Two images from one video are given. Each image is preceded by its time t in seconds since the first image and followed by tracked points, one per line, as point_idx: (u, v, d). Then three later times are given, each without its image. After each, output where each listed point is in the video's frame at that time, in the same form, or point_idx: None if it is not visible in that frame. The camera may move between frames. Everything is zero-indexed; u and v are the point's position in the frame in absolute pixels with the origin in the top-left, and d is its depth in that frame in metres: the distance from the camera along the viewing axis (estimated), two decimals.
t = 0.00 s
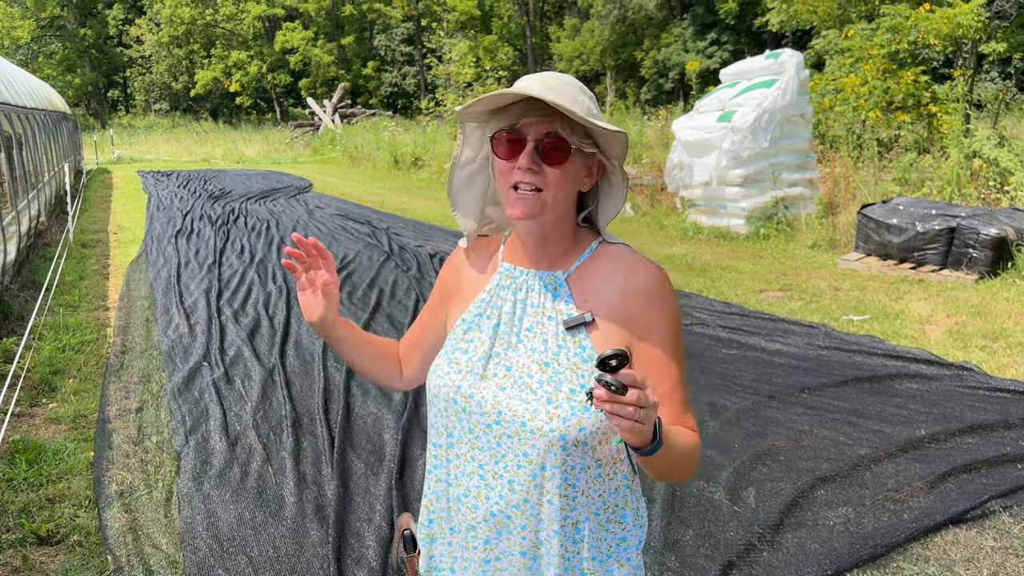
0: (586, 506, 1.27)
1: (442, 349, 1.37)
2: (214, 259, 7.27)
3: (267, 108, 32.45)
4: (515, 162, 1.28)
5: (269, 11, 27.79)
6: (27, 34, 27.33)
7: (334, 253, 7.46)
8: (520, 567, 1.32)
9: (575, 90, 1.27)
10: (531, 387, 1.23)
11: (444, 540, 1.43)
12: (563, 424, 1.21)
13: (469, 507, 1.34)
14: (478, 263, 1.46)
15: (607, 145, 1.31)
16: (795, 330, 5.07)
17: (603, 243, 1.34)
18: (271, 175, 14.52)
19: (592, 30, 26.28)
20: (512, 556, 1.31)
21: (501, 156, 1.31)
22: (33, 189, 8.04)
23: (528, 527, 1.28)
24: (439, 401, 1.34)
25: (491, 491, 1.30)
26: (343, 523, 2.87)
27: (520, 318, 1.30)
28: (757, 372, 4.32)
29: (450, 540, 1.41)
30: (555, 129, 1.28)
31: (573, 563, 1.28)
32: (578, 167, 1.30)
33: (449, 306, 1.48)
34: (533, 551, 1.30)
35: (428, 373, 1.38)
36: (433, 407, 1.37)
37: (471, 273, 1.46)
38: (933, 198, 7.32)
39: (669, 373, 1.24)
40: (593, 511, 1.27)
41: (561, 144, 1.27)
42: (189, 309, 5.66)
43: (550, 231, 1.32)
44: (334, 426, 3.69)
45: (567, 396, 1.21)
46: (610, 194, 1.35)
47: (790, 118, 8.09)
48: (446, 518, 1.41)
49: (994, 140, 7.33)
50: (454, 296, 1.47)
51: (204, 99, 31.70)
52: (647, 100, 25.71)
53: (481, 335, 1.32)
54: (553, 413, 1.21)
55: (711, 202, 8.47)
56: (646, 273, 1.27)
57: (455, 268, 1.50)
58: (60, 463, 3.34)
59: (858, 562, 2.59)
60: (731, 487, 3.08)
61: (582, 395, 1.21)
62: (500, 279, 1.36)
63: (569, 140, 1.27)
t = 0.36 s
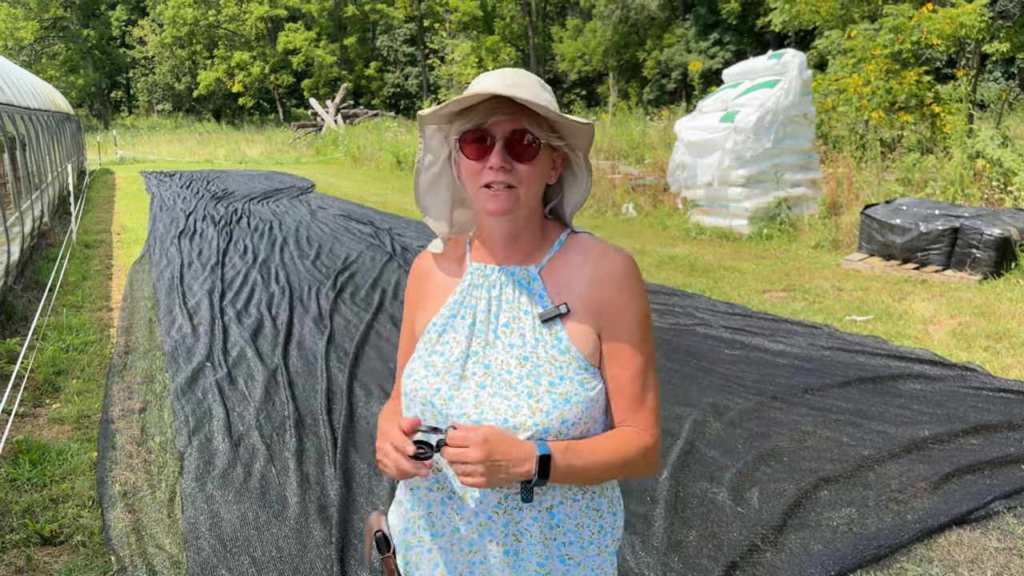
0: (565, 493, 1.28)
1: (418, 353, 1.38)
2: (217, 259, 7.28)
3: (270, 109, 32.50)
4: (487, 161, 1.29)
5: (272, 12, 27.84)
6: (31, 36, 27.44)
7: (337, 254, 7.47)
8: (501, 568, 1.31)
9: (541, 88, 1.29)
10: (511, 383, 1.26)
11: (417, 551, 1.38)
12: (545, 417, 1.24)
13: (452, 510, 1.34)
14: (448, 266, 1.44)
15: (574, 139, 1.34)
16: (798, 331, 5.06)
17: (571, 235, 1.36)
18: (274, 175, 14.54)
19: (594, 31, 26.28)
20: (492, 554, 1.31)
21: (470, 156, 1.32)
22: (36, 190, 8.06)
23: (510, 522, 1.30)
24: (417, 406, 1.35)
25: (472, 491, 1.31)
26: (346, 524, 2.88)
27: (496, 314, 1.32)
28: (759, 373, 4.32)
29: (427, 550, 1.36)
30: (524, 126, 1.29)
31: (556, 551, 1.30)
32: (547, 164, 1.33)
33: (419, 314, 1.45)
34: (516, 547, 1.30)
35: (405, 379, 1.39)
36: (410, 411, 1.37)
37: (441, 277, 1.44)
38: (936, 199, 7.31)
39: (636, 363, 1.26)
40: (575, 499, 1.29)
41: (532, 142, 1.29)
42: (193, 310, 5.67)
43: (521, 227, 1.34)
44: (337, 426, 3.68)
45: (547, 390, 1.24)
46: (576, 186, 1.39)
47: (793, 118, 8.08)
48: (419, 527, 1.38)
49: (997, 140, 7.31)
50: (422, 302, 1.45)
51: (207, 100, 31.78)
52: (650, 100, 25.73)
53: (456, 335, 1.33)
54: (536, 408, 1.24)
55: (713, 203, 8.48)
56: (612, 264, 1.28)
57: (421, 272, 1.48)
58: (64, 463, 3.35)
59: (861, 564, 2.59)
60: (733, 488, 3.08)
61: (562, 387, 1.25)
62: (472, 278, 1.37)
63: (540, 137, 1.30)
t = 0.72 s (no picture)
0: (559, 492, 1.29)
1: (401, 365, 1.37)
2: (222, 259, 7.29)
3: (275, 109, 32.56)
4: (461, 168, 1.30)
5: (277, 12, 27.89)
6: (36, 36, 27.58)
7: (342, 254, 7.48)
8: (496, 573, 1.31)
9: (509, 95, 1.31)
10: (506, 391, 1.26)
11: (400, 567, 1.37)
12: (541, 422, 1.24)
13: (445, 520, 1.33)
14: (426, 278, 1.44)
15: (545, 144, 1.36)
16: (804, 330, 5.05)
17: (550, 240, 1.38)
18: (279, 175, 14.57)
19: (598, 30, 26.26)
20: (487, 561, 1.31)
21: (442, 165, 1.32)
22: (42, 190, 8.08)
23: (507, 525, 1.30)
24: (407, 419, 1.33)
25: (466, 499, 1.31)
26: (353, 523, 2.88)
27: (482, 324, 1.32)
28: (765, 372, 4.31)
29: (414, 564, 1.35)
30: (496, 133, 1.31)
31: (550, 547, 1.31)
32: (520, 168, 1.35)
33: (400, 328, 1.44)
34: (513, 550, 1.30)
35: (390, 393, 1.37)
36: (398, 423, 1.36)
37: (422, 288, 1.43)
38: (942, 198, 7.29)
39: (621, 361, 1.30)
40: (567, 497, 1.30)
41: (504, 148, 1.30)
42: (198, 309, 5.68)
43: (499, 233, 1.35)
44: (343, 425, 3.69)
45: (543, 395, 1.25)
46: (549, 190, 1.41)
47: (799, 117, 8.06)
48: (408, 541, 1.36)
49: (1003, 139, 7.24)
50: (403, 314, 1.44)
51: (212, 99, 31.86)
52: (654, 99, 25.72)
53: (442, 346, 1.32)
54: (532, 413, 1.24)
55: (719, 202, 8.46)
56: (595, 267, 1.31)
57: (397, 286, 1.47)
58: (71, 462, 3.36)
59: (869, 563, 2.58)
60: (740, 487, 3.08)
61: (556, 390, 1.25)
62: (455, 288, 1.37)
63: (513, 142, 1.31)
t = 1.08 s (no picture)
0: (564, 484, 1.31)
1: (400, 365, 1.34)
2: (229, 258, 7.32)
3: (282, 108, 32.63)
4: (457, 186, 1.28)
5: (283, 11, 27.95)
6: (44, 35, 27.73)
7: (348, 253, 7.49)
8: (507, 565, 1.30)
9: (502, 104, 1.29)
10: (508, 387, 1.26)
11: (414, 562, 1.34)
12: (544, 416, 1.25)
13: (453, 514, 1.32)
14: (422, 272, 1.39)
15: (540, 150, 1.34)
16: (811, 330, 5.03)
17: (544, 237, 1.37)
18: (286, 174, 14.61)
19: (605, 29, 26.23)
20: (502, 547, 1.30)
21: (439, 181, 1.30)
22: (51, 189, 8.12)
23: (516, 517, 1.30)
24: (408, 418, 1.32)
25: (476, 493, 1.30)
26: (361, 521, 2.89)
27: (481, 322, 1.31)
28: (772, 372, 4.29)
29: (426, 558, 1.33)
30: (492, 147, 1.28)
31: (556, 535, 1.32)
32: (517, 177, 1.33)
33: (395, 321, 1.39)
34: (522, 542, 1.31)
35: (390, 394, 1.34)
36: (402, 424, 1.33)
37: (421, 281, 1.39)
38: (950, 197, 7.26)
39: (620, 353, 1.32)
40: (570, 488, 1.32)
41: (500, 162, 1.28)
42: (206, 308, 5.70)
43: (496, 245, 1.34)
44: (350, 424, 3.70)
45: (545, 390, 1.26)
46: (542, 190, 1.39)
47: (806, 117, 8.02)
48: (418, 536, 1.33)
49: (1012, 138, 7.22)
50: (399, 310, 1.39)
51: (219, 98, 31.94)
52: (661, 98, 25.70)
53: (441, 345, 1.31)
54: (536, 410, 1.25)
55: (726, 201, 8.45)
56: (592, 266, 1.31)
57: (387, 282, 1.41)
58: (80, 460, 3.38)
59: (877, 563, 2.58)
60: (748, 487, 3.07)
61: (557, 386, 1.26)
62: (453, 285, 1.34)
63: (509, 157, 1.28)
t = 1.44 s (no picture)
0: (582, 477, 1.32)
1: (409, 375, 1.32)
2: (237, 256, 7.34)
3: (289, 107, 32.73)
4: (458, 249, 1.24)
5: (290, 11, 28.02)
6: (53, 35, 27.90)
7: (356, 251, 7.52)
8: (526, 556, 1.32)
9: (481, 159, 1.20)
10: (521, 396, 1.27)
11: (438, 550, 1.36)
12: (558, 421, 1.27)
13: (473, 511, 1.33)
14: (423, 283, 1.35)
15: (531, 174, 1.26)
16: (819, 328, 5.02)
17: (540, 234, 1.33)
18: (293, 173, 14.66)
19: (612, 27, 26.21)
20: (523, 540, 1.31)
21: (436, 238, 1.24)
22: (60, 188, 8.16)
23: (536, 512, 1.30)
24: (423, 427, 1.32)
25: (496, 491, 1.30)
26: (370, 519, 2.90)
27: (488, 329, 1.29)
28: (781, 370, 4.28)
29: (451, 547, 1.35)
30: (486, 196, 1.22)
31: (572, 522, 1.33)
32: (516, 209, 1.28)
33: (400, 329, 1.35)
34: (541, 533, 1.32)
35: (401, 405, 1.34)
36: (418, 434, 1.34)
37: (422, 295, 1.34)
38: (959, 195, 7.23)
39: (629, 341, 1.33)
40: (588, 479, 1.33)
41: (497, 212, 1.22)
42: (215, 306, 5.72)
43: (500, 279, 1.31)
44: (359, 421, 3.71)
45: (558, 395, 1.27)
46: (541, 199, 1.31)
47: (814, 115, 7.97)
48: (439, 532, 1.34)
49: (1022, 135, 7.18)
50: (400, 320, 1.35)
51: (226, 98, 32.05)
52: (668, 96, 25.65)
53: (449, 355, 1.29)
54: (550, 416, 1.27)
55: (734, 199, 8.43)
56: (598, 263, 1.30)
57: (388, 289, 1.37)
58: (91, 457, 3.40)
59: (886, 562, 2.57)
60: (756, 485, 3.07)
61: (568, 388, 1.28)
62: (456, 296, 1.30)
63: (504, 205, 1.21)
